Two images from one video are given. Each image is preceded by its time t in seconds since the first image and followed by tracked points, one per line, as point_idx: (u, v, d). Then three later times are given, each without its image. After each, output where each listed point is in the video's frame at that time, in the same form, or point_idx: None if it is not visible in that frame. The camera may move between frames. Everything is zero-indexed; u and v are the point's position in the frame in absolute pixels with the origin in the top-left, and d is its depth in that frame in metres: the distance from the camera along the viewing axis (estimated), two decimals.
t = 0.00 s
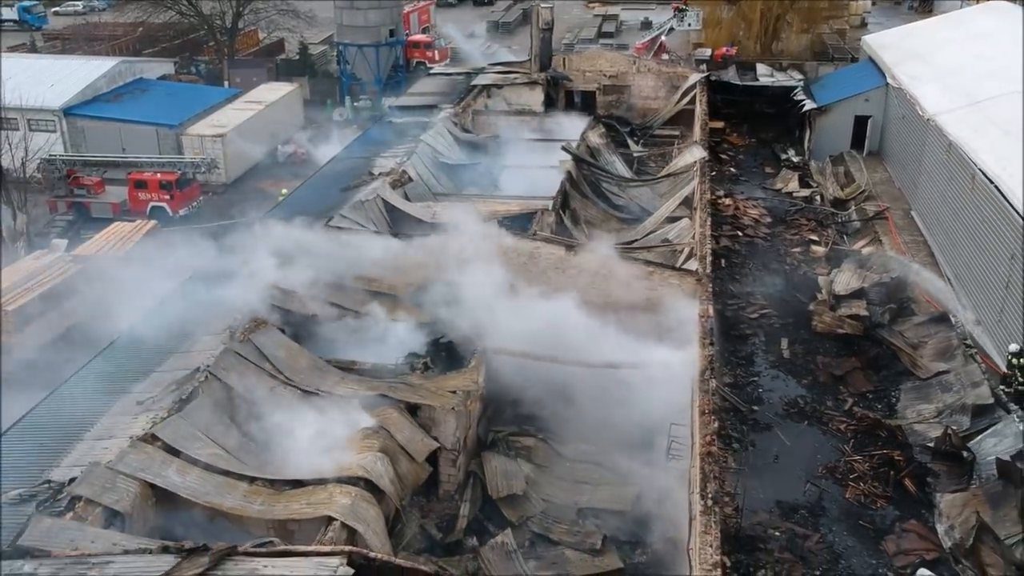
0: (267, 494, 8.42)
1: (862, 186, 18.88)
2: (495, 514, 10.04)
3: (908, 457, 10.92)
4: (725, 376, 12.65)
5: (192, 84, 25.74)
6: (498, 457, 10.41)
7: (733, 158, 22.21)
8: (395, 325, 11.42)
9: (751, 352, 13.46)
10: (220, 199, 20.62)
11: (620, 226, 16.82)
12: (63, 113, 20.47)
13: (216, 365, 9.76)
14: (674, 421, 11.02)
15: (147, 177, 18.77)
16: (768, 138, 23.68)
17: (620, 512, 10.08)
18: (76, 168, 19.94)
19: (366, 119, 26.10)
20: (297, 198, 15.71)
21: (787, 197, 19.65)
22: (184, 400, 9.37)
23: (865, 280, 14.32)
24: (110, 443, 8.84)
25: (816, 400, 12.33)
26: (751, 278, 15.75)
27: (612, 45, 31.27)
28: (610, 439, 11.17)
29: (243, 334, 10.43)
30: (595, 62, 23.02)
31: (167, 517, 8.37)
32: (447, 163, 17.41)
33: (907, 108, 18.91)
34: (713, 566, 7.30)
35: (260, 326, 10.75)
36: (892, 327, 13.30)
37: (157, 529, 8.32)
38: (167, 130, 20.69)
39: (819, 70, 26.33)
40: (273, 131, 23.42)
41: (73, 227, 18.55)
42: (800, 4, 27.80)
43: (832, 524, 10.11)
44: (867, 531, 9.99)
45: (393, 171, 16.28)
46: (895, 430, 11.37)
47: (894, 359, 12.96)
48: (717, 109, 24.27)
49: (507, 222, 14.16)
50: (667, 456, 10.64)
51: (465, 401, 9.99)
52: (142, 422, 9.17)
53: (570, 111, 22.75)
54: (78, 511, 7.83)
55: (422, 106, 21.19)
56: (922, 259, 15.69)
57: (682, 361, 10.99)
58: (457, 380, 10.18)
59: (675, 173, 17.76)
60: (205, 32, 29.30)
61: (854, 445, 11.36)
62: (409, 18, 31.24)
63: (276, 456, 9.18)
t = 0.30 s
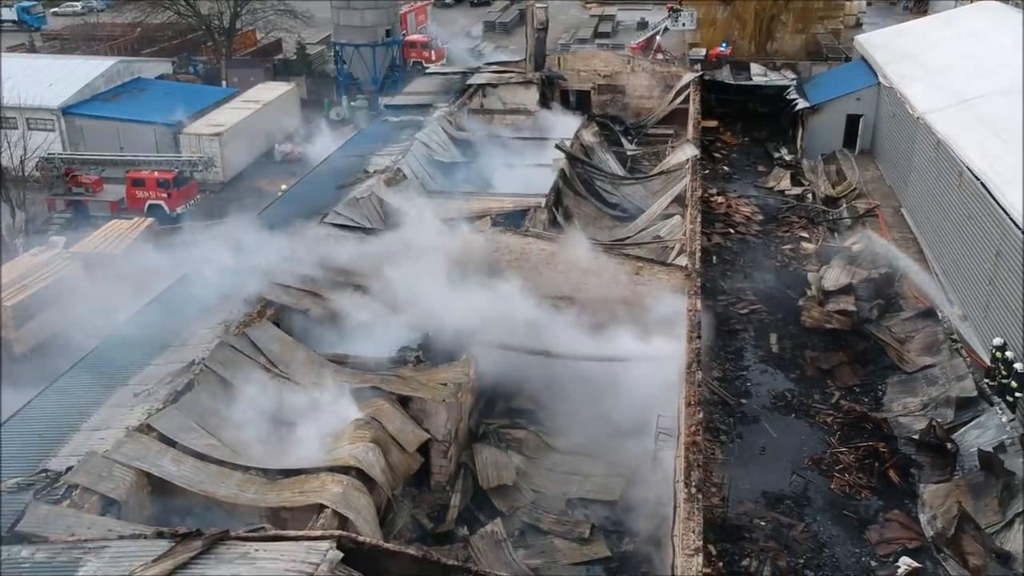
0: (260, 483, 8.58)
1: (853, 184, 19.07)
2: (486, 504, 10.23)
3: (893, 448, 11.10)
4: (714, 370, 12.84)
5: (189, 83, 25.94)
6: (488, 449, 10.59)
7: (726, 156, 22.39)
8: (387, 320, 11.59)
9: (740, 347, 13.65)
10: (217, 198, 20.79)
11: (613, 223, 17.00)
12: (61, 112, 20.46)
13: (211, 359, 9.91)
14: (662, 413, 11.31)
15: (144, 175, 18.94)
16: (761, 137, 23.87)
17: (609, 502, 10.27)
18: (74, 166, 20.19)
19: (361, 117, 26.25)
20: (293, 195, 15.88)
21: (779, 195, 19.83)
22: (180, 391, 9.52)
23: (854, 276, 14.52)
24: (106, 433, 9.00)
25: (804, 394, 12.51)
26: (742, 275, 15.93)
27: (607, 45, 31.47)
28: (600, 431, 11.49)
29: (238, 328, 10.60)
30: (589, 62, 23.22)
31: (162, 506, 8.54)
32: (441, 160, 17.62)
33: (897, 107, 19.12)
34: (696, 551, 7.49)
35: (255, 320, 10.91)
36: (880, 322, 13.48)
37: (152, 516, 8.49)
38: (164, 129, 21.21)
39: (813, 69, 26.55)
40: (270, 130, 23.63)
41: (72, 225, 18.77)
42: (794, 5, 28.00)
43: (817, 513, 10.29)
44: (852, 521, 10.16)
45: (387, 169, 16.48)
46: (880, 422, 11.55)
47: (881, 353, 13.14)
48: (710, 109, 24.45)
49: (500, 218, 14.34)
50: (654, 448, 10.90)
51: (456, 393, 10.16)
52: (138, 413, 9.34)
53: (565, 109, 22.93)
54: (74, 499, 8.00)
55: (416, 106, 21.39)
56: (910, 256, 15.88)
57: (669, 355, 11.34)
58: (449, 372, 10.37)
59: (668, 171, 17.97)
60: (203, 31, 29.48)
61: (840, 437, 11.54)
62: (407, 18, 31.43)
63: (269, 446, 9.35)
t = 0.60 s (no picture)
0: (252, 471, 8.75)
1: (844, 181, 19.23)
2: (475, 493, 10.39)
3: (877, 440, 11.28)
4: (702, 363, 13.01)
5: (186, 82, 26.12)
6: (478, 440, 10.76)
7: (719, 155, 22.56)
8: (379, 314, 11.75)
9: (729, 341, 13.82)
10: (214, 195, 20.97)
11: (605, 220, 17.16)
12: (58, 110, 20.61)
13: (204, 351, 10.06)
14: (649, 405, 11.43)
15: (141, 172, 19.17)
16: (754, 135, 24.04)
17: (596, 492, 10.44)
18: (72, 164, 20.38)
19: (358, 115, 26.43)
20: (287, 191, 16.03)
21: (771, 192, 19.99)
22: (174, 381, 9.68)
23: (843, 271, 14.70)
24: (101, 423, 9.17)
25: (791, 386, 12.69)
26: (732, 271, 16.10)
27: (602, 44, 31.65)
28: (589, 422, 11.59)
29: (231, 321, 10.76)
30: (584, 61, 23.46)
31: (156, 493, 8.71)
32: (436, 158, 17.79)
33: (888, 105, 19.29)
34: (678, 535, 7.66)
35: (248, 313, 11.08)
36: (867, 317, 13.65)
37: (145, 503, 8.67)
38: (161, 127, 21.32)
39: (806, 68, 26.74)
40: (267, 129, 23.80)
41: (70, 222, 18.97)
42: (789, 5, 28.29)
43: (801, 503, 10.45)
44: (835, 510, 10.33)
45: (381, 166, 16.64)
46: (866, 414, 11.72)
47: (868, 347, 13.32)
48: (704, 107, 24.66)
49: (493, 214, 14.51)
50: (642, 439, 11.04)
51: (445, 384, 10.33)
52: (133, 402, 9.50)
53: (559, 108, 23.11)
54: (70, 486, 8.18)
55: (412, 104, 21.55)
56: (899, 251, 16.04)
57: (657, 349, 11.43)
58: (439, 364, 10.54)
59: (660, 168, 18.15)
60: (201, 31, 29.65)
61: (825, 429, 11.71)
62: (403, 18, 31.59)
63: (261, 436, 9.51)
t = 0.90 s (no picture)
0: (244, 458, 8.92)
1: (835, 178, 19.42)
2: (465, 482, 10.57)
3: (862, 431, 11.48)
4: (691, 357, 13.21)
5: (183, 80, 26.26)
6: (469, 430, 10.93)
7: (712, 152, 22.75)
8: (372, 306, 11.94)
9: (719, 336, 14.02)
10: (210, 192, 21.12)
11: (597, 216, 17.33)
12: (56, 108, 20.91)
13: (199, 343, 10.22)
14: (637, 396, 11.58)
15: (138, 170, 19.41)
16: (747, 133, 24.22)
17: (584, 481, 10.63)
18: (69, 161, 20.55)
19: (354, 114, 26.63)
20: (283, 186, 16.19)
21: (763, 189, 20.19)
22: (169, 371, 9.83)
23: (832, 267, 14.91)
24: (97, 412, 9.33)
25: (778, 378, 12.89)
26: (723, 266, 16.29)
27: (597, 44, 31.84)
28: (578, 414, 11.75)
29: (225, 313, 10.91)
30: (579, 60, 23.63)
31: (150, 479, 8.87)
32: (430, 155, 17.97)
33: (878, 103, 19.49)
34: (660, 518, 7.84)
35: (242, 306, 11.27)
36: (854, 311, 13.83)
37: (140, 489, 8.83)
38: (158, 125, 21.43)
39: (800, 66, 26.93)
40: (264, 127, 23.95)
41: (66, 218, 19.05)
42: (783, 4, 28.56)
43: (786, 492, 10.63)
44: (819, 499, 10.51)
45: (376, 162, 16.82)
46: (852, 406, 11.90)
47: (855, 340, 13.51)
48: (698, 105, 24.85)
49: (486, 209, 14.69)
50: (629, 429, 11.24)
51: (435, 374, 10.50)
52: (128, 391, 9.65)
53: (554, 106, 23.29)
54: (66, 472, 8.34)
55: (408, 102, 21.73)
56: (887, 246, 16.22)
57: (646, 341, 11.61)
58: (429, 355, 10.71)
59: (652, 165, 18.34)
60: (198, 30, 29.79)
61: (811, 420, 11.90)
62: (399, 18, 31.74)
63: (254, 426, 9.68)
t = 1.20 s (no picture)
0: (240, 446, 9.12)
1: (827, 175, 19.61)
2: (457, 471, 10.76)
3: (848, 420, 11.68)
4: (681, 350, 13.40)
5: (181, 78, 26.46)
6: (461, 419, 11.12)
7: (705, 149, 22.96)
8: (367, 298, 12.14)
9: (709, 330, 14.23)
10: (208, 189, 21.31)
11: (590, 212, 17.53)
12: (55, 107, 21.12)
13: (196, 334, 10.40)
14: (627, 387, 11.81)
15: (137, 166, 19.32)
16: (741, 131, 24.45)
17: (574, 470, 10.83)
18: (68, 158, 20.70)
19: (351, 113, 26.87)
20: (281, 181, 16.41)
21: (755, 186, 20.37)
22: (166, 360, 10.00)
23: (821, 261, 15.11)
24: (96, 400, 9.49)
25: (767, 370, 13.12)
26: (714, 261, 16.49)
27: (594, 42, 32.05)
28: (569, 404, 11.97)
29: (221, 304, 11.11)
30: (573, 58, 23.84)
31: (148, 466, 9.06)
32: (425, 152, 18.16)
33: (870, 101, 19.70)
34: (645, 502, 8.05)
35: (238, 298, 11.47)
36: (843, 304, 14.01)
37: (137, 476, 9.02)
38: (156, 122, 21.60)
39: (794, 65, 27.14)
40: (261, 124, 24.15)
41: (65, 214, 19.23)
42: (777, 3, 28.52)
43: (773, 480, 10.83)
44: (805, 486, 10.72)
45: (372, 158, 17.02)
46: (838, 397, 12.12)
47: (843, 332, 13.70)
48: (692, 103, 25.06)
49: (480, 204, 14.89)
50: (619, 419, 11.47)
51: (428, 365, 10.70)
52: (125, 381, 9.80)
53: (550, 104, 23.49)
54: (64, 458, 8.50)
55: (404, 99, 21.93)
56: (877, 241, 16.39)
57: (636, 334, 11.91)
58: (422, 346, 10.91)
59: (645, 161, 18.60)
60: (196, 29, 29.97)
61: (799, 411, 12.13)
62: (397, 17, 31.94)
63: (249, 415, 9.87)
